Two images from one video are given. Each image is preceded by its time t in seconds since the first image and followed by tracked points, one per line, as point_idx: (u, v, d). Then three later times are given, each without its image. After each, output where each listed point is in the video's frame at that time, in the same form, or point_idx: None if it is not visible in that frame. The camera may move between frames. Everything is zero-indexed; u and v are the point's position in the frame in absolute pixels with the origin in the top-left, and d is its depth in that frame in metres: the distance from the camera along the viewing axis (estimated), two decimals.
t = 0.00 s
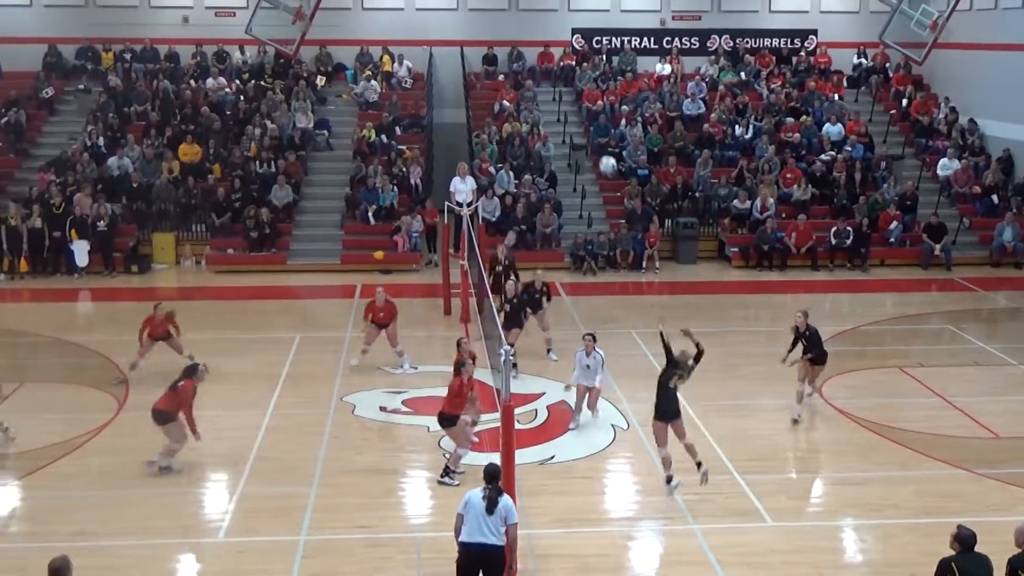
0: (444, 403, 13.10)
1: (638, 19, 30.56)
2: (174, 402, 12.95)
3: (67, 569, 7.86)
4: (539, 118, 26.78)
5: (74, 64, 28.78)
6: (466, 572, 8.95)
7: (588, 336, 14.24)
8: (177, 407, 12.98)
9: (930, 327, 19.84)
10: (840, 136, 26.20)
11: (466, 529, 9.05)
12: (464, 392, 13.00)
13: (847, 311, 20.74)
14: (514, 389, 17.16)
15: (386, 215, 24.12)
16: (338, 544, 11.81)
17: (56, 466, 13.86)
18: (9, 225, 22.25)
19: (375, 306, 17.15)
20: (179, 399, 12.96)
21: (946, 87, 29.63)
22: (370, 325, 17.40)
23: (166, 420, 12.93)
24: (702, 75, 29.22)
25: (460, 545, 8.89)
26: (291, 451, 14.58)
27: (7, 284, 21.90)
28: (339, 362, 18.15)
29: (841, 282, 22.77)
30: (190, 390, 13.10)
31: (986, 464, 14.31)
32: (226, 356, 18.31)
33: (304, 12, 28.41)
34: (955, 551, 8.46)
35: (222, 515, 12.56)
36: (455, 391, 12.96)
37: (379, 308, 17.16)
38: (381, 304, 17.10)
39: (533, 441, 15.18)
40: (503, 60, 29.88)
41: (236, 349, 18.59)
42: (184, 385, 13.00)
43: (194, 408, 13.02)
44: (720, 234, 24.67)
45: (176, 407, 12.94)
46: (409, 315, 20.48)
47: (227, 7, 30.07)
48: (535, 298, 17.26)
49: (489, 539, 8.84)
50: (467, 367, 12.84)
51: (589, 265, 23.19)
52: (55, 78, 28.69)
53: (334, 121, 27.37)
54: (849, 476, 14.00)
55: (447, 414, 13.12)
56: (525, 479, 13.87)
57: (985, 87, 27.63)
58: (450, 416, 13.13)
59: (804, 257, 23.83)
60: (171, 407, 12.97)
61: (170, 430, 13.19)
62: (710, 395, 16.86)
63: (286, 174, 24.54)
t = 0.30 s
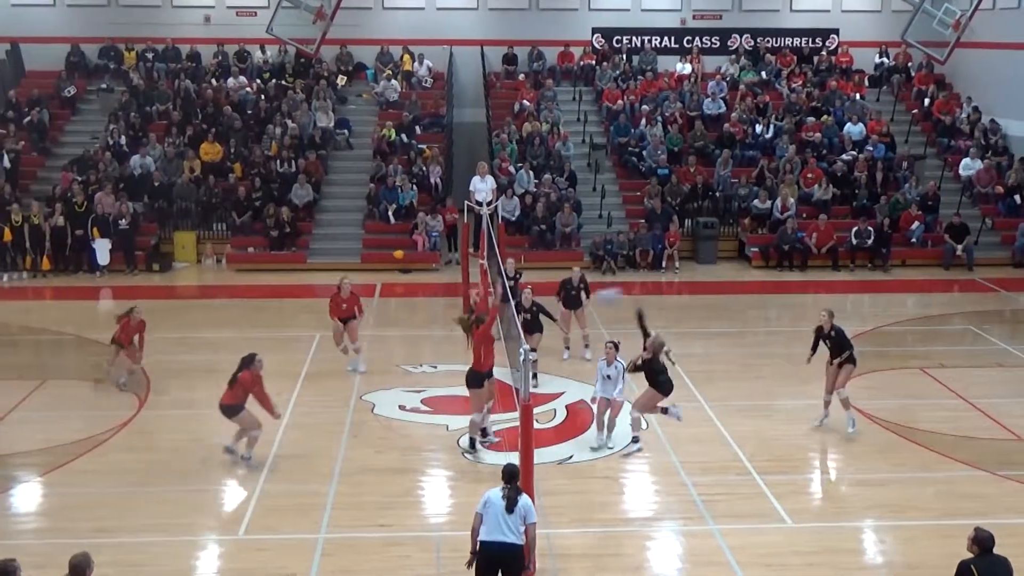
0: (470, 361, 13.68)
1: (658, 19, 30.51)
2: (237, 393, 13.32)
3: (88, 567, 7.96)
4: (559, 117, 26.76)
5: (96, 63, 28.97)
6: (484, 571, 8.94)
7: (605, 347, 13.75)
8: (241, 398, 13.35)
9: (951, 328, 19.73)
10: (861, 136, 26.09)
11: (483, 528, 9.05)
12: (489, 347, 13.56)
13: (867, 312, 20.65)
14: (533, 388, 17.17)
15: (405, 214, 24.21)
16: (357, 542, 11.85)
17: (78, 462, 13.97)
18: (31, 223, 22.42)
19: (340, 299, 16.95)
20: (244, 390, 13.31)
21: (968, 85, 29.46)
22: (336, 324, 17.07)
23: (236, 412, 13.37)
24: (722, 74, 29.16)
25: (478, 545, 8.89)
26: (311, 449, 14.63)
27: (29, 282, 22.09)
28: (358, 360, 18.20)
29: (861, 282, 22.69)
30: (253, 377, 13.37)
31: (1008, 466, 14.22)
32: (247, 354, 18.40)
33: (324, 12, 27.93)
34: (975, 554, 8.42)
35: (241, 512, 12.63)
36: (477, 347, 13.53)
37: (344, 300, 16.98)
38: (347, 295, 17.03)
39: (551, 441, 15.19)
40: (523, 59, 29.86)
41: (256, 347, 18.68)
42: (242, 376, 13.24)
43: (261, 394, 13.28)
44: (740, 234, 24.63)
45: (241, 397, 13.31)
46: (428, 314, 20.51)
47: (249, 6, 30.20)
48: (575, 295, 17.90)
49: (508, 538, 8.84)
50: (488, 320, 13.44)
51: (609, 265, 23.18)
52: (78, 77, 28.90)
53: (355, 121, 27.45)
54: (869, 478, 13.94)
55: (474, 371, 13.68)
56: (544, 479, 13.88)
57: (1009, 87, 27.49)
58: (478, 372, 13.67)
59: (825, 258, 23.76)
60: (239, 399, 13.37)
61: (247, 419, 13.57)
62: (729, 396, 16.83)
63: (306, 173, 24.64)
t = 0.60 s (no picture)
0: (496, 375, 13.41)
1: (678, 18, 30.46)
2: (290, 400, 13.49)
3: (107, 566, 8.08)
4: (579, 117, 26.76)
5: (118, 63, 29.16)
6: (501, 570, 8.95)
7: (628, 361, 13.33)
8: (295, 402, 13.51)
9: (972, 329, 19.61)
10: (881, 136, 25.98)
11: (500, 528, 9.06)
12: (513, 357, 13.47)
13: (887, 313, 20.56)
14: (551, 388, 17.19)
15: (424, 214, 24.29)
16: (376, 541, 11.88)
17: (99, 460, 14.07)
18: (53, 222, 22.56)
19: (311, 310, 16.53)
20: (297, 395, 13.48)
21: (990, 85, 29.32)
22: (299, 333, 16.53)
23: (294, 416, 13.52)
24: (742, 74, 29.10)
25: (496, 545, 8.89)
26: (330, 448, 14.68)
27: (51, 281, 22.25)
28: (377, 360, 18.25)
29: (881, 283, 22.61)
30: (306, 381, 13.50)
31: None
32: (266, 353, 18.48)
33: (343, 12, 28.13)
34: (995, 558, 8.38)
35: (260, 511, 12.68)
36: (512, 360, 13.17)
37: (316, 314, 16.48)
38: (319, 309, 16.65)
39: (569, 441, 15.19)
40: (543, 59, 29.86)
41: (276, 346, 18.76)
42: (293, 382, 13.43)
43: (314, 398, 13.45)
44: (760, 234, 24.58)
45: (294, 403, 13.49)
46: (447, 314, 20.55)
47: (269, 6, 30.34)
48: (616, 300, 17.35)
49: (526, 538, 8.85)
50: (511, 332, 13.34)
51: (628, 265, 23.17)
52: (100, 77, 29.09)
53: (374, 121, 27.54)
54: (889, 480, 13.87)
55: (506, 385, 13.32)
56: (563, 479, 13.88)
57: None
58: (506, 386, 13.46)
59: (845, 258, 23.70)
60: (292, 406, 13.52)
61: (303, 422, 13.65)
62: (749, 396, 16.78)
63: (325, 172, 24.72)
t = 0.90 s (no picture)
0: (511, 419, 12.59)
1: (698, 18, 30.41)
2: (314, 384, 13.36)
3: (129, 560, 8.17)
4: (598, 117, 26.75)
5: (140, 63, 29.36)
6: (518, 570, 8.95)
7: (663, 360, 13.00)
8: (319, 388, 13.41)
9: (993, 330, 19.49)
10: (903, 136, 25.85)
11: (517, 527, 9.06)
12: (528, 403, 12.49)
13: (908, 314, 20.46)
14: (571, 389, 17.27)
15: (444, 214, 24.36)
16: (396, 540, 11.92)
17: (121, 458, 14.17)
18: (75, 222, 22.72)
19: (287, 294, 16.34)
20: (322, 379, 13.37)
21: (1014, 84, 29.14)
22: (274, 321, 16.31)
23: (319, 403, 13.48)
24: (763, 74, 29.02)
25: (514, 545, 8.88)
26: (351, 447, 14.74)
27: (74, 280, 22.44)
28: (397, 359, 18.29)
29: (902, 284, 22.50)
30: (331, 365, 13.39)
31: None
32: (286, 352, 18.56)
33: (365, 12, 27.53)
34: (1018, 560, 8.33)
35: (281, 510, 12.74)
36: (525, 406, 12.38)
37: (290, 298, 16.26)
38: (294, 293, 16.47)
39: (589, 441, 15.19)
40: (563, 59, 29.85)
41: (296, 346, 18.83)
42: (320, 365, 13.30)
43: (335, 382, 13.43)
44: (780, 235, 24.51)
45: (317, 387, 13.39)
46: (467, 314, 20.58)
47: (290, 7, 30.48)
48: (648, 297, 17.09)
49: (544, 538, 8.85)
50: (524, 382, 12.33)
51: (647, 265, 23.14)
52: (122, 77, 29.32)
53: (394, 120, 27.64)
54: (910, 481, 13.79)
55: (517, 431, 12.61)
56: (582, 479, 13.87)
57: None
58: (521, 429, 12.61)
59: (866, 258, 23.63)
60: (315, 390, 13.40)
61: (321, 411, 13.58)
62: (769, 397, 16.74)
63: (346, 172, 24.80)
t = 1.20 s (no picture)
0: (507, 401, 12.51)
1: (710, 18, 30.38)
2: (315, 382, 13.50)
3: (142, 560, 8.18)
4: (610, 117, 26.75)
5: (153, 64, 29.47)
6: (529, 571, 8.94)
7: (691, 362, 12.96)
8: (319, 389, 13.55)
9: (1007, 331, 19.40)
10: (916, 136, 25.80)
11: (527, 527, 9.05)
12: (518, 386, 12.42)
13: (920, 314, 20.39)
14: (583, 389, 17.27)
15: (455, 214, 24.42)
16: (408, 540, 11.94)
17: (133, 457, 14.23)
18: (88, 222, 22.82)
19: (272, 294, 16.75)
20: (321, 377, 13.50)
21: None
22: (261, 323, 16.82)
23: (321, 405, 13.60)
24: (775, 74, 28.96)
25: (524, 546, 8.86)
26: (363, 447, 14.77)
27: (87, 280, 22.53)
28: (409, 359, 18.32)
29: (915, 284, 22.44)
30: (332, 365, 13.51)
31: None
32: (298, 352, 18.59)
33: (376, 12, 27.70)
34: None
35: (293, 509, 12.77)
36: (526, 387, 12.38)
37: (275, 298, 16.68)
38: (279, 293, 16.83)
39: (601, 441, 15.18)
40: (575, 59, 29.84)
41: (308, 346, 18.86)
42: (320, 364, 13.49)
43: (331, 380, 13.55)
44: (792, 235, 24.47)
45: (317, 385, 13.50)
46: (478, 314, 20.60)
47: (303, 7, 30.55)
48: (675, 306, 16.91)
49: (554, 539, 8.85)
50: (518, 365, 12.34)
51: (659, 265, 23.12)
52: (135, 78, 29.42)
53: (406, 121, 27.71)
54: (923, 482, 13.74)
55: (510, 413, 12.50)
56: (594, 479, 13.86)
57: None
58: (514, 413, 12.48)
59: (879, 258, 23.58)
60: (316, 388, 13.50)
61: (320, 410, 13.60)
62: (781, 397, 16.70)
63: (358, 172, 24.87)
